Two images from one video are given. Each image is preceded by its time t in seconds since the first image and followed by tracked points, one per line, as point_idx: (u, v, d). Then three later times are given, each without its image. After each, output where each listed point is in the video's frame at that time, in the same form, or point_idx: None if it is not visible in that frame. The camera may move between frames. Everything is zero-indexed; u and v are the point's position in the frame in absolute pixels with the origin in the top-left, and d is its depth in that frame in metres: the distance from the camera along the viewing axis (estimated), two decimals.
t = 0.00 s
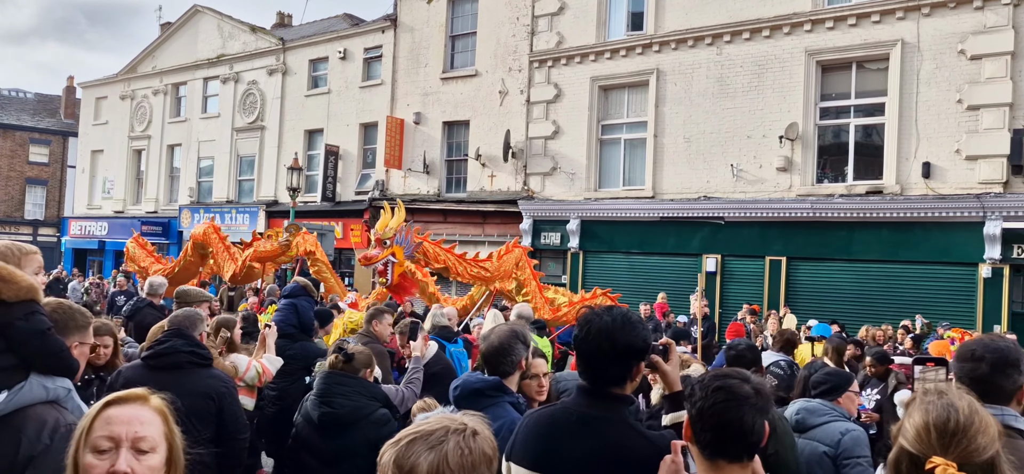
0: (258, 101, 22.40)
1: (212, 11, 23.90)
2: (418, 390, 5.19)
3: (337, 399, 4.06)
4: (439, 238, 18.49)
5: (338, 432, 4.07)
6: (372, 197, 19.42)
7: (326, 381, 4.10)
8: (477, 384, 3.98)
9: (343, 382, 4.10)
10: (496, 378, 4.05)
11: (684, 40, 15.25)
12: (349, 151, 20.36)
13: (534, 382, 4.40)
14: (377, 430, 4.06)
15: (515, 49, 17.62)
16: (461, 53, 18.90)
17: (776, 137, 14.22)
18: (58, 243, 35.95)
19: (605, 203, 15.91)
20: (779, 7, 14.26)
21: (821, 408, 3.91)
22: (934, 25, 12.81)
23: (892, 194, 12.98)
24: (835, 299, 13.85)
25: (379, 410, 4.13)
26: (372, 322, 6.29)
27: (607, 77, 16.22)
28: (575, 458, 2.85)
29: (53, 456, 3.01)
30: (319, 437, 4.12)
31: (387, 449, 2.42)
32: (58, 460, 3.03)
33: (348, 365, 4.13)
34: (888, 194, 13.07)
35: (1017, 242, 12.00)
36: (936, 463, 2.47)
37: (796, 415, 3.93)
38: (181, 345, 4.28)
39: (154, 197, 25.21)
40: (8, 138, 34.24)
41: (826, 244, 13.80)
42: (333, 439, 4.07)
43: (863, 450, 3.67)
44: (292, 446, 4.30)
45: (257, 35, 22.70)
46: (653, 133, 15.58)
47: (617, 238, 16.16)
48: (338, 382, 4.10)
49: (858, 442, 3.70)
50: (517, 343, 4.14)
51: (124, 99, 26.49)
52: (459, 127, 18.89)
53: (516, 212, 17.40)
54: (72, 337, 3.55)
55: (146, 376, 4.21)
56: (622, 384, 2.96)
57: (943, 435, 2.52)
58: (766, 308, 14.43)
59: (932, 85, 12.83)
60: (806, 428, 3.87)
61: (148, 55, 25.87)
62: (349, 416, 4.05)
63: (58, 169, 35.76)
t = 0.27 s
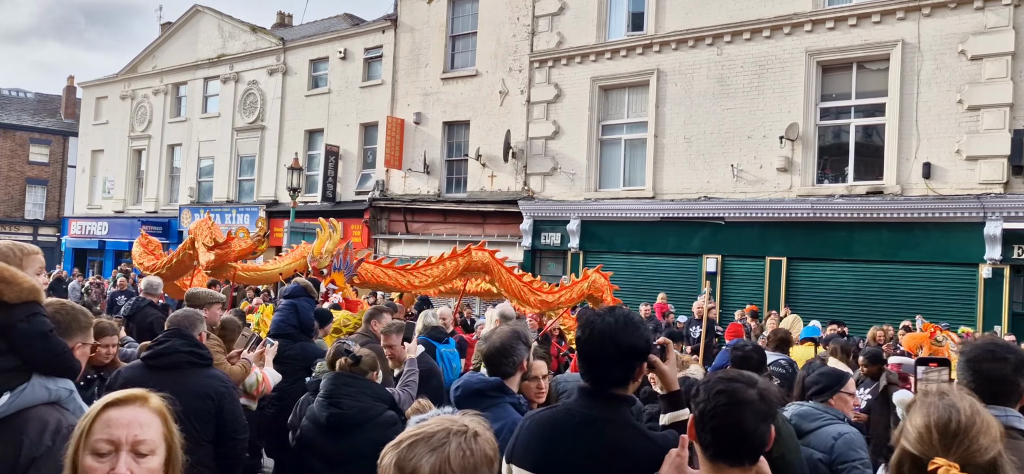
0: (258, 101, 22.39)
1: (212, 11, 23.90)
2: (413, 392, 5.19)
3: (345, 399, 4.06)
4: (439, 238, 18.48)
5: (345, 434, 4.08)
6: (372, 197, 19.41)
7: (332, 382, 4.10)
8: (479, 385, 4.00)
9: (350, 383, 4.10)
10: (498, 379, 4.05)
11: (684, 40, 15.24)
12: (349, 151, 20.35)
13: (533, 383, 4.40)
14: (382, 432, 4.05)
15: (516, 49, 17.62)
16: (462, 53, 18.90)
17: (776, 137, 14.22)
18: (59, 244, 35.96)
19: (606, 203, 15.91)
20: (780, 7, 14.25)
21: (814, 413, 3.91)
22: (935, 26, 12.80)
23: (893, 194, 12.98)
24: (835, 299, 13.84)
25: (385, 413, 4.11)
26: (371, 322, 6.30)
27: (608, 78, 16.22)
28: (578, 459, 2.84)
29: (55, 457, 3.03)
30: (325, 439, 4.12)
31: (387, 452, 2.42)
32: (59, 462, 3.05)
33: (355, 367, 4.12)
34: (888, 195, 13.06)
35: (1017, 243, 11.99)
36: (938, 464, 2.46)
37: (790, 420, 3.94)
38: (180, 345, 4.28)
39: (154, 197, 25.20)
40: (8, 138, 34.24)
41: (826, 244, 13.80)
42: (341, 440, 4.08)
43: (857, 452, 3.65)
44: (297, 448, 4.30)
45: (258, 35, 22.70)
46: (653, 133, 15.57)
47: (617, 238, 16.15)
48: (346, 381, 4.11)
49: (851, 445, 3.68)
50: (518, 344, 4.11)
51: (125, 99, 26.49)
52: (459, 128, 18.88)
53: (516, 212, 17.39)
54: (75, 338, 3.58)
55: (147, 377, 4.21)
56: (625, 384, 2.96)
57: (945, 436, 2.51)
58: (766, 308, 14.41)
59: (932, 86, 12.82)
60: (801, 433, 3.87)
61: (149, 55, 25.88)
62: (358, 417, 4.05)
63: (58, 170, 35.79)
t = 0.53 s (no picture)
0: (259, 101, 22.38)
1: (213, 11, 23.88)
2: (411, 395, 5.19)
3: (360, 396, 4.04)
4: (440, 238, 18.46)
5: (356, 433, 4.04)
6: (373, 197, 19.39)
7: (347, 381, 4.11)
8: (479, 386, 3.97)
9: (364, 382, 4.11)
10: (499, 379, 4.02)
11: (686, 40, 15.21)
12: (349, 151, 20.33)
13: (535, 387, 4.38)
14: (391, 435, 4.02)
15: (517, 49, 17.60)
16: (463, 53, 18.88)
17: (778, 137, 14.19)
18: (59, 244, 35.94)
19: (606, 203, 15.89)
20: (781, 7, 14.22)
21: (814, 414, 3.88)
22: (937, 26, 12.78)
23: (894, 195, 12.96)
24: (836, 299, 13.83)
25: (396, 416, 4.07)
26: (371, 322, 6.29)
27: (609, 77, 16.19)
28: (585, 462, 2.82)
29: (60, 459, 3.03)
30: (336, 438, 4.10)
31: (385, 455, 2.40)
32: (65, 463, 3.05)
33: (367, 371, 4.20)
34: (890, 195, 13.03)
35: (1019, 243, 11.98)
36: (946, 466, 2.46)
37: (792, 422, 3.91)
38: (182, 345, 4.26)
39: (155, 197, 25.18)
40: (9, 137, 34.23)
41: (827, 245, 13.78)
42: (352, 439, 4.04)
43: (856, 456, 3.62)
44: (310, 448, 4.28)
45: (259, 34, 22.68)
46: (654, 133, 15.54)
47: (618, 238, 16.13)
48: (361, 381, 4.11)
49: (850, 448, 3.65)
50: (520, 346, 4.09)
51: (125, 99, 26.48)
52: (460, 128, 18.86)
53: (517, 212, 17.38)
54: (80, 338, 3.79)
55: (147, 377, 4.20)
56: (630, 385, 2.94)
57: (953, 439, 2.49)
58: (768, 308, 14.39)
59: (934, 86, 12.79)
60: (803, 434, 3.84)
61: (149, 54, 25.86)
62: (371, 416, 4.01)
63: (59, 169, 35.79)
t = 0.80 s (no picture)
0: (259, 101, 22.36)
1: (214, 10, 23.85)
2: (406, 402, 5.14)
3: (366, 400, 4.00)
4: (440, 238, 18.44)
5: (361, 433, 3.97)
6: (373, 197, 19.37)
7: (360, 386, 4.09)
8: (479, 388, 3.94)
9: (375, 389, 4.06)
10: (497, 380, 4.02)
11: (687, 40, 15.18)
12: (350, 151, 20.31)
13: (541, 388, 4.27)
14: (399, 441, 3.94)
15: (518, 49, 17.57)
16: (463, 53, 18.86)
17: (779, 137, 14.17)
18: (60, 244, 35.92)
19: (607, 203, 15.87)
20: (783, 7, 14.19)
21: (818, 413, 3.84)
22: (939, 26, 12.75)
23: (896, 195, 12.93)
24: (837, 299, 13.79)
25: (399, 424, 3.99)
26: (371, 321, 6.27)
27: (610, 77, 16.16)
28: (589, 462, 2.79)
29: (64, 459, 3.11)
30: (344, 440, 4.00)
31: (386, 456, 2.37)
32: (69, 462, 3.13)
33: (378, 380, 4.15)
34: (891, 195, 13.01)
35: (1021, 244, 11.96)
36: (955, 468, 2.39)
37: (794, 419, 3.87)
38: (184, 345, 4.25)
39: (155, 197, 25.16)
40: (9, 137, 34.21)
41: (828, 244, 13.77)
42: (358, 440, 3.96)
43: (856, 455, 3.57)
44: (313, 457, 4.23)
45: (259, 34, 22.65)
46: (655, 133, 15.51)
47: (618, 238, 16.11)
48: (372, 387, 4.07)
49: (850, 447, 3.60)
50: (513, 347, 4.11)
51: (126, 99, 26.46)
52: (461, 127, 18.83)
53: (518, 212, 17.35)
54: (82, 338, 3.79)
55: (149, 377, 4.19)
56: (634, 385, 2.91)
57: (961, 440, 2.46)
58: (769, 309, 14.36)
59: (936, 86, 12.76)
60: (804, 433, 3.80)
61: (150, 54, 25.84)
62: (377, 418, 3.95)
63: (59, 169, 35.75)
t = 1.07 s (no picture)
0: (260, 101, 22.37)
1: (214, 11, 23.86)
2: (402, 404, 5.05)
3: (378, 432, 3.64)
4: (441, 238, 18.43)
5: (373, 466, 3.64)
6: (374, 197, 19.38)
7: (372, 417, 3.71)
8: (479, 388, 3.94)
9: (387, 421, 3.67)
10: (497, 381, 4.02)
11: (688, 40, 15.18)
12: (350, 151, 20.32)
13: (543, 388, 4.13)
14: None
15: (518, 49, 17.58)
16: (464, 53, 18.86)
17: (780, 137, 14.15)
18: (61, 244, 35.93)
19: (608, 203, 15.86)
20: (784, 7, 14.19)
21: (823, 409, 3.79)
22: (939, 26, 12.75)
23: (897, 195, 12.92)
24: (838, 299, 13.79)
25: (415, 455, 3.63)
26: (372, 321, 6.25)
27: (611, 77, 16.15)
28: (590, 465, 2.78)
29: (70, 461, 3.03)
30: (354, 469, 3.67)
31: (391, 455, 2.37)
32: (77, 461, 3.05)
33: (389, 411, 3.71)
34: (892, 195, 13.01)
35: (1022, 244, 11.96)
36: (960, 469, 2.38)
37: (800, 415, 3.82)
38: (188, 346, 4.26)
39: (156, 197, 25.16)
40: (10, 138, 34.26)
41: (829, 244, 13.76)
42: None
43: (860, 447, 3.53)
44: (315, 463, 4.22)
45: (260, 34, 22.65)
46: (656, 133, 15.51)
47: (619, 239, 16.10)
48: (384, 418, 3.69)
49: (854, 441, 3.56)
50: (506, 348, 4.15)
51: (127, 99, 26.47)
52: (461, 128, 18.83)
53: (518, 213, 17.35)
54: (84, 338, 3.81)
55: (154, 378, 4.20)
56: (634, 386, 2.89)
57: (968, 441, 2.45)
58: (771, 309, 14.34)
59: (937, 86, 12.76)
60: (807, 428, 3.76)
61: (150, 55, 25.86)
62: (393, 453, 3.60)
63: (60, 170, 35.74)
